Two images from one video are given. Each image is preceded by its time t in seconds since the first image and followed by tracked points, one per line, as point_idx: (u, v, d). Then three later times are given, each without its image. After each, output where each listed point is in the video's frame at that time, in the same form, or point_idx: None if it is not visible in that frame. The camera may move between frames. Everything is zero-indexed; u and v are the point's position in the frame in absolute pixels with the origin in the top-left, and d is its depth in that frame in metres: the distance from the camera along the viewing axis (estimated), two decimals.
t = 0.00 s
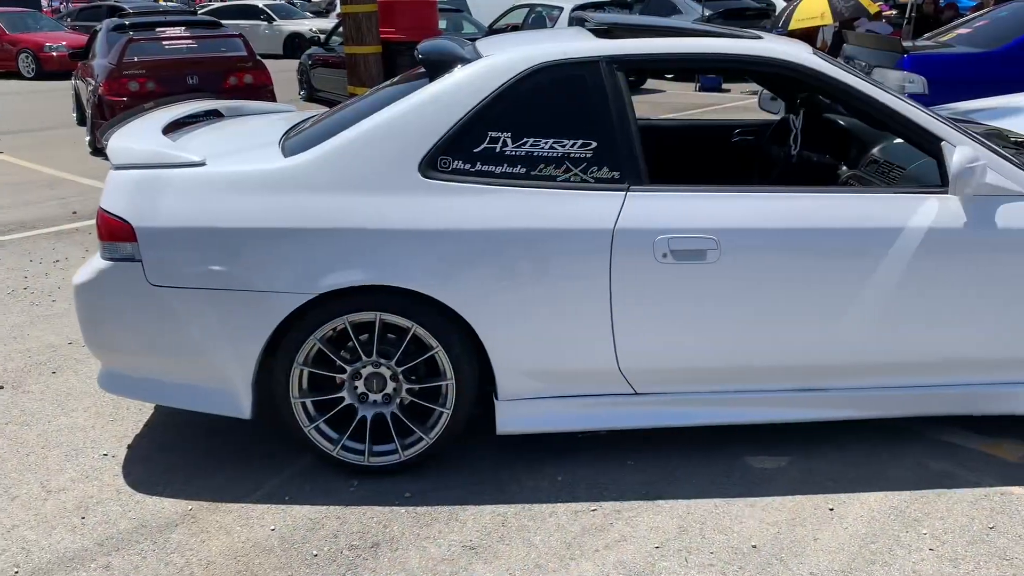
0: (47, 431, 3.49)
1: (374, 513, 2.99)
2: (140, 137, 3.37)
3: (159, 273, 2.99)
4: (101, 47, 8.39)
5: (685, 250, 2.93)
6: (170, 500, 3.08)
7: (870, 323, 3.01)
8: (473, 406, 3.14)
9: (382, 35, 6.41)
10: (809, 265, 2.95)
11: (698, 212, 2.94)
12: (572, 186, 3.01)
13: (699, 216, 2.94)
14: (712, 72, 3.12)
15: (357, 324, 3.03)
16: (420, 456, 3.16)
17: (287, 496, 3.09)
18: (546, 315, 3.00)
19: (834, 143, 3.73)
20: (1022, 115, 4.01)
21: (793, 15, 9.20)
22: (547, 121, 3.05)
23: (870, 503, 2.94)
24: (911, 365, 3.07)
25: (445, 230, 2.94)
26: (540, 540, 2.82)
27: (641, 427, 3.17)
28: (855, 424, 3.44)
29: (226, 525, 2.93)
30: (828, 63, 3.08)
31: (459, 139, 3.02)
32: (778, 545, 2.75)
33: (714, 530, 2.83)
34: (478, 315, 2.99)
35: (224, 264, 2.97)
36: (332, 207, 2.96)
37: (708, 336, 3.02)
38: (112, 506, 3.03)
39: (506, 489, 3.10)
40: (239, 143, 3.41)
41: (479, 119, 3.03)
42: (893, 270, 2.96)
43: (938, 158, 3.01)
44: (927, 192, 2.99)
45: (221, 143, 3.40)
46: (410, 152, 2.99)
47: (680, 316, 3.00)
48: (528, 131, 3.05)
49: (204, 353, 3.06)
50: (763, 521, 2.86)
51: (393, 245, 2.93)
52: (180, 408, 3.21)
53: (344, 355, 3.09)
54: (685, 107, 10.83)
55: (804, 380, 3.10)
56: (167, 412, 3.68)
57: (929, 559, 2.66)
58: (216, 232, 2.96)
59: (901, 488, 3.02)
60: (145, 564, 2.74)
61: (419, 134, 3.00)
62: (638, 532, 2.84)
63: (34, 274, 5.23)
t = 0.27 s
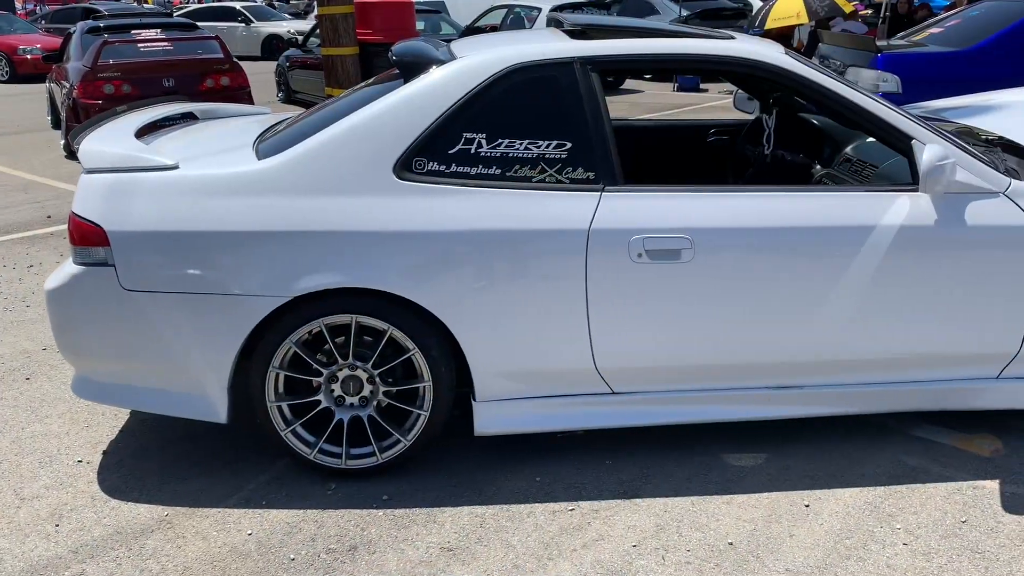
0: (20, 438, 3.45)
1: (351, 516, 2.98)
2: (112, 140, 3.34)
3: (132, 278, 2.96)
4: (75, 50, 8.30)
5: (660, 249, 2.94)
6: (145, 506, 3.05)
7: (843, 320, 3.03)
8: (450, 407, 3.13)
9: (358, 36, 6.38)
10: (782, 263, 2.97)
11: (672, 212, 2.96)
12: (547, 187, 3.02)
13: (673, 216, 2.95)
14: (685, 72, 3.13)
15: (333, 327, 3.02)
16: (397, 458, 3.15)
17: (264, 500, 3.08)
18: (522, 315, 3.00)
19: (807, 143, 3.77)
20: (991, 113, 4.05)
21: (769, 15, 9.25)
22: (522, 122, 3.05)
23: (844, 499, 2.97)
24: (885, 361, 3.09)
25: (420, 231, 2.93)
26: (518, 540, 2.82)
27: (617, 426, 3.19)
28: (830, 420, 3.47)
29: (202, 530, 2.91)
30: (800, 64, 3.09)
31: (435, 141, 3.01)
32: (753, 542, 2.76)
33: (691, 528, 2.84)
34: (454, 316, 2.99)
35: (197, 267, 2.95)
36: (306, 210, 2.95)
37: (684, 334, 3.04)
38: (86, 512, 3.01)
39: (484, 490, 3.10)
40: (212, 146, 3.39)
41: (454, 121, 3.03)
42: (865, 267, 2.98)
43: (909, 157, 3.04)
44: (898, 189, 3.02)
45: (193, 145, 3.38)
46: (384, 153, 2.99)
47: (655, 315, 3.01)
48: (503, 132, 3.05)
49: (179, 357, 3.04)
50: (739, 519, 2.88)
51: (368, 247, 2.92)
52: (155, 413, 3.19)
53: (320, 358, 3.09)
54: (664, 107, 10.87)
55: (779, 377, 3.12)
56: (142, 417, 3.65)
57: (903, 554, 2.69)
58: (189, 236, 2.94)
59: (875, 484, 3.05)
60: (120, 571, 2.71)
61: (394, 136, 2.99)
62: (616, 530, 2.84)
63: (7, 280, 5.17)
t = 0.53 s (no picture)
0: None
1: (325, 520, 2.97)
2: (78, 144, 3.31)
3: (99, 283, 2.93)
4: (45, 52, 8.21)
5: (631, 250, 2.95)
6: (115, 513, 3.02)
7: (813, 318, 3.05)
8: (423, 410, 3.13)
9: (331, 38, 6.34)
10: (753, 264, 2.98)
11: (642, 212, 2.96)
12: (518, 189, 3.02)
13: (643, 217, 2.96)
14: (655, 73, 3.14)
15: (305, 331, 3.00)
16: (371, 462, 3.14)
17: (236, 506, 3.05)
18: (494, 317, 3.00)
19: (779, 143, 3.78)
20: (957, 112, 4.09)
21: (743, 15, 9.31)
22: (493, 124, 3.05)
23: (816, 496, 2.99)
24: (854, 359, 3.12)
25: (391, 234, 2.92)
26: (491, 543, 2.81)
27: (591, 427, 3.19)
28: (801, 417, 3.50)
29: (174, 537, 2.89)
30: (769, 65, 3.11)
31: (405, 143, 3.00)
32: (727, 541, 2.77)
33: (665, 527, 2.85)
34: (426, 319, 2.98)
35: (166, 272, 2.93)
36: (276, 213, 2.93)
37: (656, 334, 3.04)
38: (55, 521, 2.97)
39: (458, 493, 3.09)
40: (181, 149, 3.36)
41: (425, 123, 3.02)
42: (835, 266, 2.99)
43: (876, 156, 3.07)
44: (867, 188, 3.04)
45: (162, 149, 3.34)
46: (353, 156, 2.97)
47: (627, 316, 3.02)
48: (474, 134, 3.04)
49: (149, 363, 3.01)
50: (712, 517, 2.89)
51: (338, 250, 2.91)
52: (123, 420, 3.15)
53: (292, 362, 3.07)
54: (640, 107, 10.91)
55: (750, 376, 3.14)
56: (113, 424, 3.61)
57: (874, 550, 2.71)
58: (156, 240, 2.91)
59: (846, 481, 3.07)
60: None
61: (364, 138, 2.98)
62: (590, 531, 2.85)
63: None
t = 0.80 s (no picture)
0: None
1: (295, 526, 2.94)
2: (41, 148, 3.26)
3: (63, 289, 2.88)
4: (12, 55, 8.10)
5: (600, 251, 2.95)
6: (82, 522, 2.98)
7: (782, 317, 3.07)
8: (394, 414, 3.12)
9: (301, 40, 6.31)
10: (720, 264, 3.00)
11: (611, 214, 2.97)
12: (487, 191, 3.01)
13: (611, 218, 2.96)
14: (623, 74, 3.15)
15: (273, 336, 2.98)
16: (341, 467, 3.12)
17: (205, 512, 3.02)
18: (464, 319, 2.99)
19: (746, 143, 3.81)
20: (923, 112, 4.13)
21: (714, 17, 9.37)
22: (461, 126, 3.04)
23: (785, 494, 3.01)
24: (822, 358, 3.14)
25: (359, 237, 2.91)
26: (463, 546, 2.80)
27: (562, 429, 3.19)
28: (771, 416, 3.53)
29: (141, 546, 2.85)
30: (736, 67, 3.13)
31: (374, 146, 2.99)
32: (697, 540, 2.78)
33: (635, 527, 2.86)
34: (396, 322, 2.97)
35: (131, 277, 2.89)
36: (242, 217, 2.90)
37: (626, 335, 3.05)
38: (19, 531, 2.92)
39: (430, 496, 3.08)
40: (146, 153, 3.32)
41: (393, 125, 3.01)
42: (802, 266, 3.01)
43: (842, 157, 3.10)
44: (832, 188, 3.07)
45: (127, 153, 3.31)
46: (320, 159, 2.95)
47: (596, 317, 3.02)
48: (443, 136, 3.04)
49: (115, 369, 2.97)
50: (683, 516, 2.91)
51: (305, 254, 2.89)
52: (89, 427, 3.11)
53: (261, 367, 3.04)
54: (614, 108, 10.96)
55: (720, 376, 3.15)
56: (79, 432, 3.56)
57: (842, 547, 2.73)
58: (121, 245, 2.87)
59: (815, 478, 3.09)
60: None
61: (331, 141, 2.96)
62: (561, 532, 2.84)
63: None
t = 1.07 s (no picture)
0: None
1: (263, 532, 2.92)
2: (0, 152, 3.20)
3: (23, 295, 2.83)
4: None
5: (568, 253, 2.95)
6: (45, 532, 2.93)
7: (749, 317, 3.08)
8: (363, 417, 3.10)
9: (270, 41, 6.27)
10: (688, 265, 3.01)
11: (579, 215, 2.97)
12: (455, 193, 3.00)
13: (578, 219, 2.96)
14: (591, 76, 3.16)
15: (239, 340, 2.95)
16: (310, 472, 3.10)
17: (171, 520, 2.98)
18: (433, 322, 2.98)
19: (714, 144, 3.86)
20: (887, 113, 4.18)
21: (685, 18, 9.44)
22: (429, 128, 3.03)
23: (754, 493, 3.03)
24: (789, 357, 3.17)
25: (325, 240, 2.88)
26: (432, 550, 2.79)
27: (532, 431, 3.19)
28: (739, 415, 3.55)
29: (106, 554, 2.81)
30: (702, 69, 3.15)
31: (340, 148, 2.97)
32: (667, 540, 2.79)
33: (605, 529, 2.86)
34: (363, 325, 2.95)
35: (92, 281, 2.84)
36: (206, 220, 2.87)
37: (594, 336, 3.05)
38: None
39: (400, 500, 3.07)
40: (109, 156, 3.28)
41: (360, 127, 2.99)
42: (770, 267, 3.03)
43: (807, 158, 3.12)
44: (798, 189, 3.09)
45: (89, 157, 3.26)
46: (286, 162, 2.93)
47: (564, 319, 3.02)
48: (410, 138, 3.02)
49: (77, 376, 2.93)
50: (653, 516, 2.91)
51: (271, 257, 2.86)
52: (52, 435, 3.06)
53: (227, 372, 3.01)
54: (587, 109, 10.99)
55: (688, 375, 3.17)
56: (42, 440, 3.51)
57: (810, 545, 2.75)
58: (82, 250, 2.83)
59: (783, 477, 3.12)
60: None
61: (296, 144, 2.94)
62: (531, 535, 2.84)
63: None
